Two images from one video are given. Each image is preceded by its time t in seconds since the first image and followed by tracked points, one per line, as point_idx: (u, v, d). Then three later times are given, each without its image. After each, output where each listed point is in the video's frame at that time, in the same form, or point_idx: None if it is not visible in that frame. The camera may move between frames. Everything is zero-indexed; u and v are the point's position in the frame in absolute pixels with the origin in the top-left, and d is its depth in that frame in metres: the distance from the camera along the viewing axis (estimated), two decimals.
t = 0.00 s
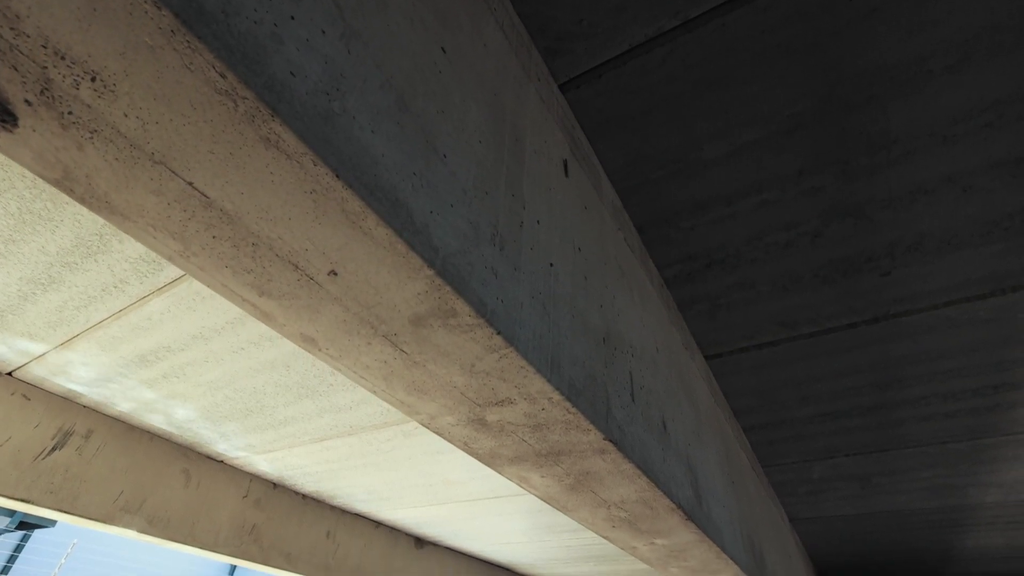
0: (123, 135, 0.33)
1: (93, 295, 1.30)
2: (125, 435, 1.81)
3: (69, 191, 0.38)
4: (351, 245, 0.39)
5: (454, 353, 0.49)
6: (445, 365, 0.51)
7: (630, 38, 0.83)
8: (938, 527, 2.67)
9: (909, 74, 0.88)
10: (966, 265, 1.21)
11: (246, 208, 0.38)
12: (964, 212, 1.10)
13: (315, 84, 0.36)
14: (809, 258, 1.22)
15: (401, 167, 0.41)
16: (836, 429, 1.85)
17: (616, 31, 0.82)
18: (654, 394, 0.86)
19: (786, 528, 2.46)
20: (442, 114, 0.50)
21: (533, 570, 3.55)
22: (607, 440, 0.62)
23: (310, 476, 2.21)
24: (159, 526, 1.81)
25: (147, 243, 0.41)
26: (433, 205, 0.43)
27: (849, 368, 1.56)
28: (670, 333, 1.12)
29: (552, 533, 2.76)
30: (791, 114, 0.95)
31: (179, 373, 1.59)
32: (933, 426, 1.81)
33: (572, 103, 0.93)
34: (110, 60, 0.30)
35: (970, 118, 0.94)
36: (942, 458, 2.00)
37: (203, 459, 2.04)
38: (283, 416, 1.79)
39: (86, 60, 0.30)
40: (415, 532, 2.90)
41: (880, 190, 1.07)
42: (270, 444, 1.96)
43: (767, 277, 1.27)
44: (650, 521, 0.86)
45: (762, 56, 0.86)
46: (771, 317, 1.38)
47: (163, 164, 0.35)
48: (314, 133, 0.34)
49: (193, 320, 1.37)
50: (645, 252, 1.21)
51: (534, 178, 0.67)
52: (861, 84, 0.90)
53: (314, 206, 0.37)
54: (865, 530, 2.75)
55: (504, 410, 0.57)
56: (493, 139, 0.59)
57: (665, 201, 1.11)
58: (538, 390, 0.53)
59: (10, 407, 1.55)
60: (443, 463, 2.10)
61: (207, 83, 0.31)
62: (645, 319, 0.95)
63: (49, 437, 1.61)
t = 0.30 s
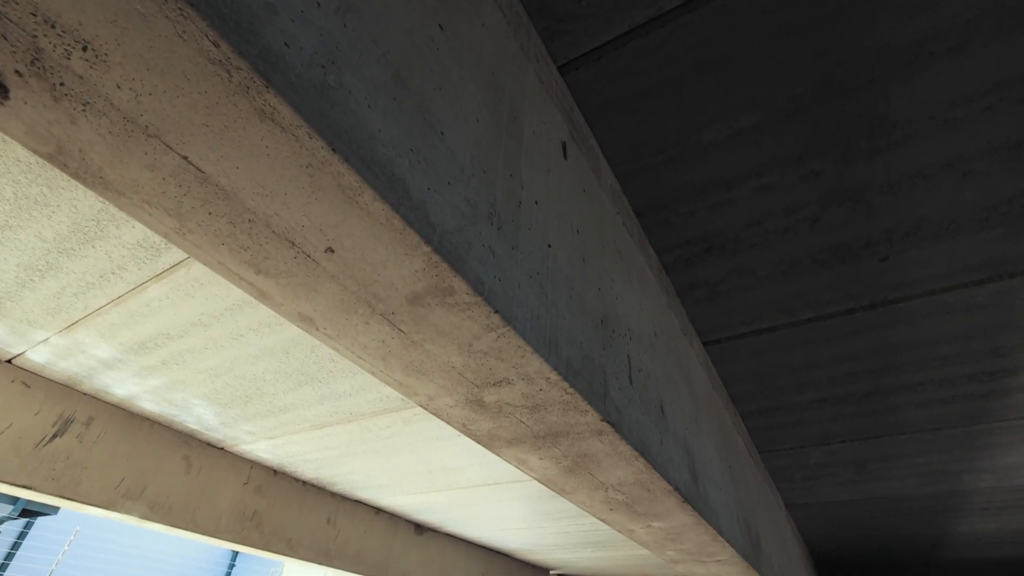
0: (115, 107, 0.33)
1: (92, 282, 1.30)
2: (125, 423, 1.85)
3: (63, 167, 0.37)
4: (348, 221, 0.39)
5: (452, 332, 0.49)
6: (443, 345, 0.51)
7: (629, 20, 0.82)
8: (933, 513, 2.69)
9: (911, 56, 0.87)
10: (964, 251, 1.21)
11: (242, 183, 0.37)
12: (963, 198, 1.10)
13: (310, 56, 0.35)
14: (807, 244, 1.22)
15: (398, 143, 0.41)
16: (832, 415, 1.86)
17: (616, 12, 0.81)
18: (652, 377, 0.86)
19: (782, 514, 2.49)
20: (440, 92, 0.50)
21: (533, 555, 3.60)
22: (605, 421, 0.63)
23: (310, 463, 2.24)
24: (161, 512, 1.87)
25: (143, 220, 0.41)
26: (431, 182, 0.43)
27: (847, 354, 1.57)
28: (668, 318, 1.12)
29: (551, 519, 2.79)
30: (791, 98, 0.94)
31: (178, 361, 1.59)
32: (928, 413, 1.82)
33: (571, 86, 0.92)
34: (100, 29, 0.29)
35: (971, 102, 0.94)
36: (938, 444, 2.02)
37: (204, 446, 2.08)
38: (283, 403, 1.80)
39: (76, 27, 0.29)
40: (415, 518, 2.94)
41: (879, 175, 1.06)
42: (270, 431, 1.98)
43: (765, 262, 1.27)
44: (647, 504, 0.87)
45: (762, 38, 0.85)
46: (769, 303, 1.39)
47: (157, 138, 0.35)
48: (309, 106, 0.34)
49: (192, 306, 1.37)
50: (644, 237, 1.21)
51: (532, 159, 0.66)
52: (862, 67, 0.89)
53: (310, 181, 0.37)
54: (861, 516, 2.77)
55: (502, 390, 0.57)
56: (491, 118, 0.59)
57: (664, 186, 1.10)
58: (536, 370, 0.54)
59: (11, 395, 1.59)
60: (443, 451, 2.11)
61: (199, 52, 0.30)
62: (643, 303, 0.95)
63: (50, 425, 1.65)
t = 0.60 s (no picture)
0: (106, 76, 0.33)
1: (89, 269, 1.29)
2: (125, 410, 1.87)
3: (55, 139, 0.37)
4: (344, 194, 0.39)
5: (449, 309, 0.49)
6: (440, 322, 0.51)
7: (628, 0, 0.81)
8: (928, 498, 2.72)
9: (913, 38, 0.86)
10: (962, 236, 1.21)
11: (236, 155, 0.37)
12: (962, 182, 1.10)
13: (304, 26, 0.35)
14: (806, 229, 1.22)
15: (394, 117, 0.40)
16: (829, 400, 1.87)
17: None
18: (650, 359, 0.86)
19: (778, 499, 2.51)
20: (437, 67, 0.49)
21: (532, 540, 3.64)
22: (603, 400, 0.63)
23: (310, 450, 2.25)
24: (162, 498, 1.90)
25: (137, 194, 0.41)
26: (427, 156, 0.43)
27: (844, 340, 1.57)
28: (666, 302, 1.12)
29: (549, 505, 2.82)
30: (791, 80, 0.93)
31: (176, 348, 1.60)
32: (925, 398, 1.83)
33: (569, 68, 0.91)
34: None
35: (972, 84, 0.93)
36: (933, 429, 2.03)
37: (204, 433, 2.10)
38: (282, 389, 1.80)
39: None
40: (415, 504, 2.96)
41: (878, 159, 1.06)
42: (269, 418, 1.99)
43: (764, 248, 1.27)
44: (644, 485, 0.88)
45: (763, 18, 0.84)
46: (767, 289, 1.39)
47: (150, 108, 0.34)
48: (303, 75, 0.33)
49: (191, 292, 1.37)
50: (642, 222, 1.21)
51: (530, 139, 0.66)
52: (863, 49, 0.88)
53: (306, 152, 0.36)
54: (856, 501, 2.80)
55: (500, 369, 0.57)
56: (488, 96, 0.58)
57: (663, 170, 1.10)
58: (533, 348, 0.54)
59: (10, 382, 1.60)
60: (442, 437, 2.12)
61: (192, 19, 0.30)
62: (641, 287, 0.94)
63: (49, 412, 1.67)
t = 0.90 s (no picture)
0: (95, 41, 0.32)
1: (86, 254, 1.29)
2: (125, 396, 1.87)
3: (45, 108, 0.37)
4: (339, 165, 0.39)
5: (445, 283, 0.49)
6: (437, 297, 0.50)
7: None
8: (922, 481, 2.75)
9: (915, 15, 0.85)
10: (961, 218, 1.21)
11: (230, 125, 0.37)
12: (962, 163, 1.09)
13: None
14: (805, 210, 1.21)
15: (389, 86, 0.40)
16: (826, 384, 1.88)
17: None
18: (647, 339, 0.87)
19: (774, 482, 2.54)
20: (433, 39, 0.48)
21: (531, 524, 3.68)
22: (600, 378, 0.63)
23: (310, 435, 2.26)
24: (163, 483, 1.91)
25: (131, 167, 0.41)
26: (423, 127, 0.43)
27: (841, 324, 1.58)
28: (664, 285, 1.12)
29: (548, 490, 2.84)
30: (791, 59, 0.92)
31: (175, 333, 1.59)
32: (921, 382, 1.84)
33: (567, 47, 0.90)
34: None
35: (974, 63, 0.92)
36: (929, 413, 2.05)
37: (204, 419, 2.10)
38: (281, 375, 1.81)
39: None
40: (415, 489, 2.99)
41: (877, 139, 1.05)
42: (269, 403, 1.99)
43: (762, 230, 1.27)
44: (641, 465, 0.88)
45: None
46: (765, 272, 1.39)
47: (141, 75, 0.34)
48: (296, 40, 0.33)
49: (189, 277, 1.36)
50: (641, 204, 1.20)
51: (528, 116, 0.65)
52: (865, 27, 0.87)
53: (300, 120, 0.36)
54: (851, 485, 2.83)
55: (497, 346, 0.57)
56: (485, 71, 0.57)
57: (661, 152, 1.09)
58: (531, 325, 0.54)
59: (9, 368, 1.60)
60: (441, 422, 2.13)
61: None
62: (640, 268, 0.94)
63: (49, 398, 1.68)
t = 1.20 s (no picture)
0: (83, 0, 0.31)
1: (82, 237, 1.28)
2: (125, 380, 1.88)
3: (34, 73, 0.36)
4: (334, 132, 0.38)
5: (442, 256, 0.48)
6: (435, 270, 0.50)
7: None
8: (917, 464, 2.78)
9: None
10: (961, 199, 1.20)
11: (223, 90, 0.36)
12: (962, 143, 1.08)
13: None
14: (804, 192, 1.21)
15: (383, 52, 0.39)
16: (823, 367, 1.89)
17: None
18: (645, 317, 0.87)
19: (771, 465, 2.56)
20: (429, 8, 0.48)
21: (530, 507, 3.72)
22: (598, 354, 0.63)
23: (310, 419, 2.28)
24: (164, 466, 1.93)
25: (123, 134, 0.40)
26: (419, 95, 0.42)
27: (839, 306, 1.58)
28: (663, 266, 1.12)
29: (547, 473, 2.87)
30: (792, 36, 0.91)
31: (173, 318, 1.60)
32: (917, 364, 1.85)
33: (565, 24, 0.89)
34: None
35: (977, 40, 0.91)
36: (925, 396, 2.06)
37: (204, 404, 2.11)
38: (280, 359, 1.81)
39: None
40: (415, 473, 3.01)
41: (878, 119, 1.04)
42: (269, 387, 2.00)
43: (761, 212, 1.26)
44: (639, 443, 0.89)
45: None
46: (764, 254, 1.38)
47: (130, 37, 0.33)
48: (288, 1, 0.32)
49: (186, 261, 1.36)
50: (640, 185, 1.20)
51: (526, 90, 0.65)
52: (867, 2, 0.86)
53: (293, 85, 0.35)
54: (847, 467, 2.86)
55: (495, 320, 0.57)
56: (482, 43, 0.56)
57: (660, 131, 1.08)
58: (528, 299, 0.54)
59: (8, 353, 1.61)
60: (440, 406, 2.14)
61: None
62: (638, 247, 0.94)
63: (49, 382, 1.68)
